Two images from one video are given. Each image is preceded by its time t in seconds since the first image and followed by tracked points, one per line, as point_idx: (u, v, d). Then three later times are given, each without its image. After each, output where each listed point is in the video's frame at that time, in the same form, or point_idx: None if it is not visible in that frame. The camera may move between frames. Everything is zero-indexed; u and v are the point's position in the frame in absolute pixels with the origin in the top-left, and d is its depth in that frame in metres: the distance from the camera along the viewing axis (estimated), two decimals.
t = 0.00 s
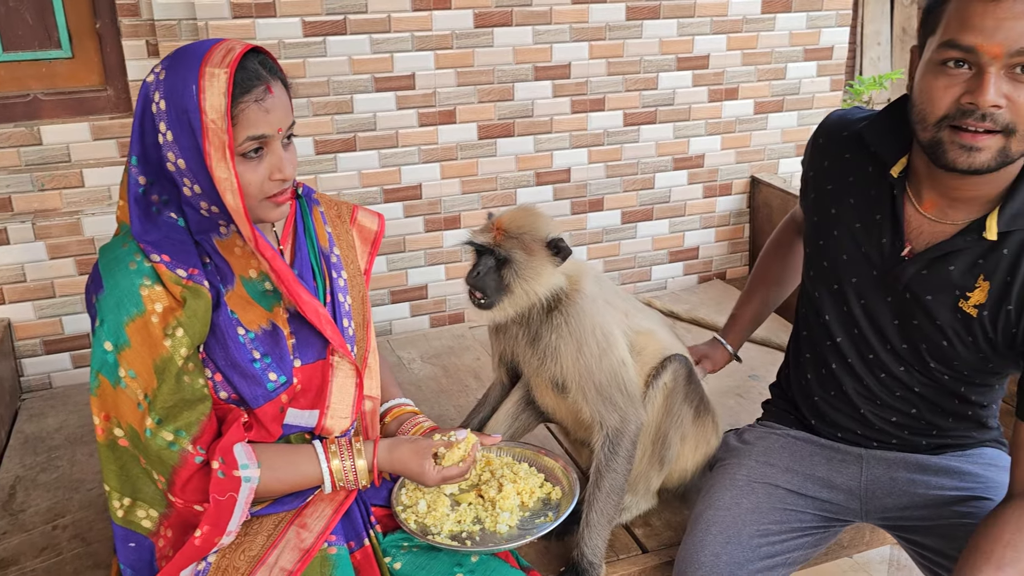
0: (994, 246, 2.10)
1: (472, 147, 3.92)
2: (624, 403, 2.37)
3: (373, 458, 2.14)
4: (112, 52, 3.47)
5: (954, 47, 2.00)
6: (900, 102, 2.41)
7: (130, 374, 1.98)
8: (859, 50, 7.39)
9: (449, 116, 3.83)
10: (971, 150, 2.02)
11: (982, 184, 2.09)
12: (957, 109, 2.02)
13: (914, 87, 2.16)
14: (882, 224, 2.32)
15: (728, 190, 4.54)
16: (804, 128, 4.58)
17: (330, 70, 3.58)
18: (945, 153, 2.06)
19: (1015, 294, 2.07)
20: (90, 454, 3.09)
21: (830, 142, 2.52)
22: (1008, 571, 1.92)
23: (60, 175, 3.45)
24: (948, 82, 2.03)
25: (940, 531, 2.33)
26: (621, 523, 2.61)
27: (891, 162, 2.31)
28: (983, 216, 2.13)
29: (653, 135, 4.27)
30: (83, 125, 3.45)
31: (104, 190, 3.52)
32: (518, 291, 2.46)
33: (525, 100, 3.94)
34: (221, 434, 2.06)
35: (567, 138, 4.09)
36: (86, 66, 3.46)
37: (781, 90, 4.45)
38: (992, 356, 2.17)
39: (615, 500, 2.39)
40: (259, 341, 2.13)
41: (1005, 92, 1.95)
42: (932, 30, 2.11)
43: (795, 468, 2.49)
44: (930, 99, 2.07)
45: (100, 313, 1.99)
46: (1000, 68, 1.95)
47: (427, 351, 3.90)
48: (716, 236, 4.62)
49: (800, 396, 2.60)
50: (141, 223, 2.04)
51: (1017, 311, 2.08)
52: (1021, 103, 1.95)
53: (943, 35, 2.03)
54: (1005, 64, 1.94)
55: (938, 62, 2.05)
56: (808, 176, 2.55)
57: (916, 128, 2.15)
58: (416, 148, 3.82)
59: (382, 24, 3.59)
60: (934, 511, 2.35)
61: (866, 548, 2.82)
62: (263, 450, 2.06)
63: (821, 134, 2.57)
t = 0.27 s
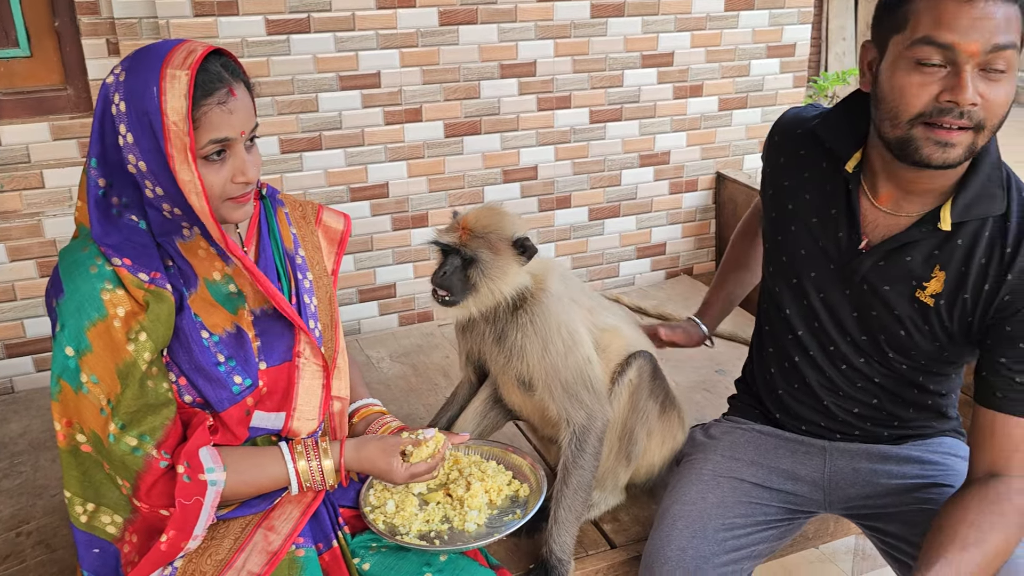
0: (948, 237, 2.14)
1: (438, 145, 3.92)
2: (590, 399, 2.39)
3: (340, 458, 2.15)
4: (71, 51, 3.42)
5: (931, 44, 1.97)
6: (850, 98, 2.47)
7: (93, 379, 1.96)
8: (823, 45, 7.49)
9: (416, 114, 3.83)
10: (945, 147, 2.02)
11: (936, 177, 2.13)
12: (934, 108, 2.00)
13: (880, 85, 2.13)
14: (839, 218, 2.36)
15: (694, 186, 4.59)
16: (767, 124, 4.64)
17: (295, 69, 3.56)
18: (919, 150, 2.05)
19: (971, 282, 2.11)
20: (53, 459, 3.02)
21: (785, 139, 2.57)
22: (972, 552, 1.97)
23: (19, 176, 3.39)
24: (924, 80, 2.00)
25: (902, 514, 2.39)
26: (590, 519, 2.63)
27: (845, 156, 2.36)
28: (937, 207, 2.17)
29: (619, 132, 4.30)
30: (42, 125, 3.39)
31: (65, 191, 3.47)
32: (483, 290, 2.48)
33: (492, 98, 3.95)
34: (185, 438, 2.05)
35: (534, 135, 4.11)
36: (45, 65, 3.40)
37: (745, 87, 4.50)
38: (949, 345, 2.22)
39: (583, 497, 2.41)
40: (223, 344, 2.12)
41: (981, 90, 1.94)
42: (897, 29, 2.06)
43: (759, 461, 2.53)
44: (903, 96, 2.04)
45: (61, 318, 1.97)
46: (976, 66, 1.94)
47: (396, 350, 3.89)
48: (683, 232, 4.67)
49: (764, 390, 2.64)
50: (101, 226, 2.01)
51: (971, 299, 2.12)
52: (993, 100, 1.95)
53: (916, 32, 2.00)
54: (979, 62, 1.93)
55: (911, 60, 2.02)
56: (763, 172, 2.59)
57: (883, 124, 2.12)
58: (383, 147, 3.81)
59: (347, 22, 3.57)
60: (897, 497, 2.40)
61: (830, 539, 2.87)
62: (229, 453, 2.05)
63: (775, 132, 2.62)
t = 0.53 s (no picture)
0: (930, 212, 2.24)
1: (414, 141, 3.91)
2: (572, 392, 2.40)
3: (323, 456, 2.15)
4: (39, 47, 3.37)
5: (951, 44, 2.02)
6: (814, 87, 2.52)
7: (71, 380, 1.93)
8: (790, 41, 7.57)
9: (391, 110, 3.82)
10: (954, 142, 2.13)
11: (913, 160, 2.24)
12: (950, 105, 2.08)
13: (887, 82, 2.15)
14: (816, 205, 2.41)
15: (667, 181, 4.63)
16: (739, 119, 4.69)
17: (268, 65, 3.53)
18: (932, 146, 2.14)
19: (961, 253, 2.21)
20: (28, 461, 2.98)
21: (748, 131, 2.60)
22: (990, 472, 2.12)
23: None
24: (941, 78, 2.07)
25: (876, 500, 2.42)
26: (572, 511, 2.65)
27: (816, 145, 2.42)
28: (915, 184, 2.27)
29: (594, 127, 4.33)
30: (10, 122, 3.34)
31: (36, 189, 3.43)
32: (474, 283, 2.50)
33: (467, 93, 3.95)
34: (166, 438, 2.04)
35: (509, 131, 4.12)
36: (12, 61, 3.35)
37: (717, 82, 4.55)
38: (934, 319, 2.32)
39: (565, 488, 2.42)
40: (204, 342, 2.11)
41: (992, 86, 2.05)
42: (908, 27, 2.09)
43: (738, 451, 2.57)
44: (919, 95, 2.09)
45: (38, 318, 1.94)
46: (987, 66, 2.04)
47: (374, 346, 3.89)
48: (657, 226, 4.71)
49: (741, 382, 2.68)
50: (78, 224, 2.00)
51: (961, 268, 2.22)
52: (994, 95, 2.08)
53: (934, 33, 2.04)
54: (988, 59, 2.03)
55: (930, 59, 2.06)
56: (730, 165, 2.62)
57: (892, 119, 2.15)
58: (358, 143, 3.80)
59: (321, 18, 3.55)
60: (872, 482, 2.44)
61: (807, 526, 2.92)
62: (211, 452, 2.05)
63: (736, 124, 2.65)
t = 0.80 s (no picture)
0: (928, 181, 2.37)
1: (404, 135, 3.91)
2: (573, 382, 2.43)
3: (328, 448, 2.15)
4: (25, 41, 3.33)
5: (975, 36, 2.12)
6: (802, 78, 2.54)
7: (76, 374, 1.93)
8: (768, 36, 7.63)
9: (381, 104, 3.81)
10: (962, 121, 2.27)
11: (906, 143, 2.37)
12: (969, 92, 2.20)
13: (912, 72, 2.21)
14: (817, 193, 2.45)
15: (655, 175, 4.66)
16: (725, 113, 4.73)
17: (259, 59, 3.51)
18: (949, 129, 2.25)
19: (963, 214, 2.38)
20: (20, 459, 2.99)
21: (732, 131, 2.59)
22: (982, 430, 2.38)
23: None
24: (959, 63, 2.17)
25: (877, 480, 2.50)
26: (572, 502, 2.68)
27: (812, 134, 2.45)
28: (910, 158, 2.39)
29: (583, 122, 4.35)
30: None
31: (23, 185, 3.39)
32: (480, 274, 2.51)
33: (457, 87, 3.95)
34: (170, 432, 2.02)
35: (498, 125, 4.12)
36: None
37: (704, 77, 4.59)
38: (938, 282, 2.46)
39: (566, 478, 2.45)
40: (208, 336, 2.10)
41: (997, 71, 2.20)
42: (934, 19, 2.14)
43: (738, 440, 2.62)
44: (943, 83, 2.18)
45: (41, 312, 1.93)
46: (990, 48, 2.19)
47: (365, 341, 3.88)
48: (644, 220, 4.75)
49: (740, 374, 2.71)
50: (80, 217, 1.98)
51: (965, 228, 2.38)
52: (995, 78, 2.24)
53: (961, 25, 2.11)
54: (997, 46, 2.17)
55: (954, 49, 2.15)
56: (718, 167, 2.62)
57: (914, 105, 2.24)
58: (348, 137, 3.79)
59: (311, 12, 3.54)
60: (874, 464, 2.52)
61: (801, 514, 2.99)
62: (216, 445, 2.03)
63: (716, 123, 2.64)
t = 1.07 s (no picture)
0: (924, 169, 2.43)
1: (408, 132, 3.92)
2: (585, 375, 2.48)
3: (345, 441, 2.15)
4: (29, 37, 3.32)
5: (967, 27, 2.17)
6: (801, 74, 2.59)
7: (96, 368, 1.93)
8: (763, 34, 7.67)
9: (385, 101, 3.82)
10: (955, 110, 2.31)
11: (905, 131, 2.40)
12: (962, 82, 2.25)
13: (908, 64, 2.26)
14: (817, 184, 2.50)
15: (655, 172, 4.69)
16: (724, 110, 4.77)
17: (264, 56, 3.52)
18: (944, 118, 2.30)
19: (959, 201, 2.43)
20: (29, 457, 3.01)
21: (733, 128, 2.64)
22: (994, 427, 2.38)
23: None
24: (953, 53, 2.22)
25: (890, 474, 2.54)
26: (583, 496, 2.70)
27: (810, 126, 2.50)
28: (906, 147, 2.44)
29: (584, 119, 4.37)
30: None
31: (27, 182, 3.38)
32: (496, 270, 2.55)
33: (460, 85, 3.97)
34: (190, 426, 2.03)
35: (501, 122, 4.14)
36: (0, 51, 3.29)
37: (703, 74, 4.62)
38: (939, 268, 2.50)
39: (579, 470, 2.49)
40: (226, 330, 2.11)
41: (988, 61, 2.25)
42: (930, 11, 2.19)
43: (746, 432, 2.64)
44: (937, 74, 2.24)
45: (61, 307, 1.93)
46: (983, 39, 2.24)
47: (370, 338, 3.89)
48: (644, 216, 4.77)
49: (748, 366, 2.74)
50: (98, 213, 1.98)
51: (961, 214, 2.43)
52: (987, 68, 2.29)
53: (955, 18, 2.17)
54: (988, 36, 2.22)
55: (948, 40, 2.20)
56: (719, 164, 2.67)
57: (909, 95, 2.29)
58: (352, 135, 3.80)
59: (316, 9, 3.55)
60: (885, 457, 2.56)
61: (807, 505, 3.05)
62: (234, 439, 2.04)
63: (718, 120, 2.69)
